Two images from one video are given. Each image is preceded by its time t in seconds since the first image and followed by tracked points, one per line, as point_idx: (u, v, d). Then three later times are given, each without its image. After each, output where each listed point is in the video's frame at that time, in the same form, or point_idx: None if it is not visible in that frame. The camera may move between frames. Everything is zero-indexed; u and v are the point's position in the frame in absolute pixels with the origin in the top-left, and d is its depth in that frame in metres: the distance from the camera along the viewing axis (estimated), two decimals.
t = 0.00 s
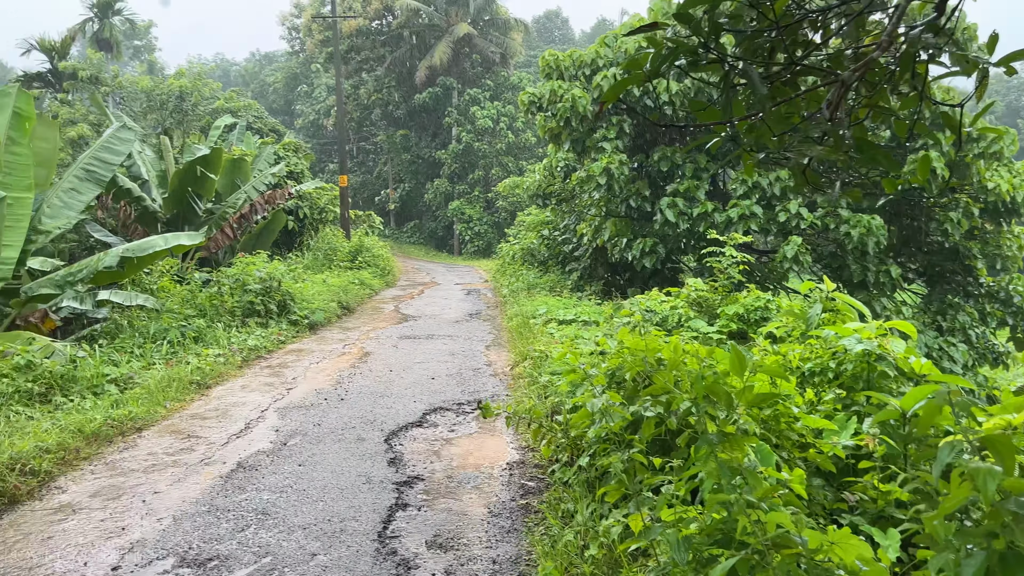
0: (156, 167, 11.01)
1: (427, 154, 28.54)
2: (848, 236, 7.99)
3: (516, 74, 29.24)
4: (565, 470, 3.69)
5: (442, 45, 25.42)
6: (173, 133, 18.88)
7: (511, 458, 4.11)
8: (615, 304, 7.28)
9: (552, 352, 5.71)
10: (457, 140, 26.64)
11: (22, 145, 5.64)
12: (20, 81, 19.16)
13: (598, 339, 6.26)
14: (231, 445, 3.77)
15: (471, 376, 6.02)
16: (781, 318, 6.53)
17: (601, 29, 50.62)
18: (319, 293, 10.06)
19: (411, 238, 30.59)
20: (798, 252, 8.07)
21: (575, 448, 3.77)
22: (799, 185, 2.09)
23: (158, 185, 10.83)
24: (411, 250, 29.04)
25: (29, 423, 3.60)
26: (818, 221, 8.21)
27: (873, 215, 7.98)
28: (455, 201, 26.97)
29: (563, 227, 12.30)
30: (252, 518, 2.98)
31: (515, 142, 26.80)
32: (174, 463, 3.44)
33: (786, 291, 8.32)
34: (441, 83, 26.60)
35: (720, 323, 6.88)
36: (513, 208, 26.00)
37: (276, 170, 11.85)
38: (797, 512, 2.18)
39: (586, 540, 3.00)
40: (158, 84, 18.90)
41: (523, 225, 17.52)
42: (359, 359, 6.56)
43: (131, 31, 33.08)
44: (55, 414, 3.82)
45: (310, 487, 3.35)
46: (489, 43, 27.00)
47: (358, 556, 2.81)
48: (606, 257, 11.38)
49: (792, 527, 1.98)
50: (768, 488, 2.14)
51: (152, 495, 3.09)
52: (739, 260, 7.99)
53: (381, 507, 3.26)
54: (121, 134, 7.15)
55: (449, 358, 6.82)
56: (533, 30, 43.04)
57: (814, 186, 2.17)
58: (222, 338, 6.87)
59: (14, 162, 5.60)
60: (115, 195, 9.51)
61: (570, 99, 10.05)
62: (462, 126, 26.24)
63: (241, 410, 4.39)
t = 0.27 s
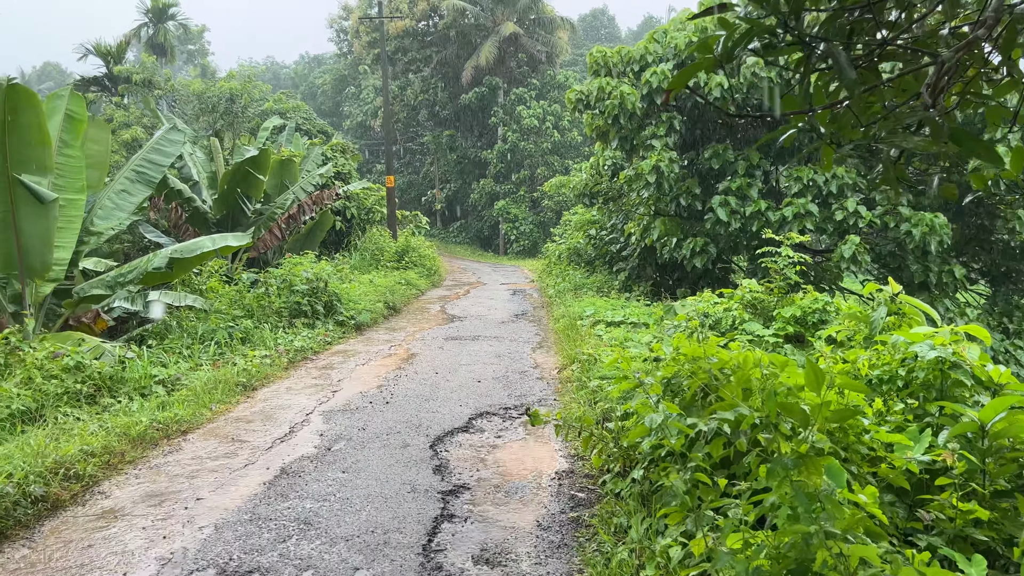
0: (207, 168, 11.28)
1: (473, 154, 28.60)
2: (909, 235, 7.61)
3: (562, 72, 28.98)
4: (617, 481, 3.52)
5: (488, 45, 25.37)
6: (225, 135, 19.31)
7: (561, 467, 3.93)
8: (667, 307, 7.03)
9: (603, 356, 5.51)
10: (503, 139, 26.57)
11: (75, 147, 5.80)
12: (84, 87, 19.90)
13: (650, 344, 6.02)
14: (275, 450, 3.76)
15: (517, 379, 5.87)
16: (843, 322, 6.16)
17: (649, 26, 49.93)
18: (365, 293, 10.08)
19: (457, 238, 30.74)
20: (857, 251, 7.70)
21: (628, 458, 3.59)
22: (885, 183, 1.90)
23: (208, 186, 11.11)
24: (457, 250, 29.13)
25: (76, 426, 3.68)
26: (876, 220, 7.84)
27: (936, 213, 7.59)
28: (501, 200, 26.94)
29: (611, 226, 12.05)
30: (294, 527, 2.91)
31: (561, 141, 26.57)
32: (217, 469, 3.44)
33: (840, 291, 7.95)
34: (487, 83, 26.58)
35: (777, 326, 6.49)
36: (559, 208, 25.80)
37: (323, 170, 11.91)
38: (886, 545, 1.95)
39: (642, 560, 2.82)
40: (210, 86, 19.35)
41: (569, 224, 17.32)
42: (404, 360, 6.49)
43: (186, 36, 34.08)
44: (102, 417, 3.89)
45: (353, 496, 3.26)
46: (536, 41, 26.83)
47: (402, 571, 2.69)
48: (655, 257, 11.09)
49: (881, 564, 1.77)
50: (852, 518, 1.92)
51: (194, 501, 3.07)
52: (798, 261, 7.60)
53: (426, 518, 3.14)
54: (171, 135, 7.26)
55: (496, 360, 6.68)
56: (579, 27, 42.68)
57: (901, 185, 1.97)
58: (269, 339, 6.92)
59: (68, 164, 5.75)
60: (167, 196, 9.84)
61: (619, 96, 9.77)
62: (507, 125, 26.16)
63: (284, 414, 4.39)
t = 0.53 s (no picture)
0: (236, 167, 11.35)
1: (501, 152, 28.48)
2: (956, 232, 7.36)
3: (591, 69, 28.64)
4: (659, 490, 3.32)
5: (517, 42, 25.17)
6: (256, 135, 19.44)
7: (597, 474, 3.75)
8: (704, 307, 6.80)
9: (639, 358, 5.30)
10: (531, 137, 26.37)
11: (104, 146, 5.85)
12: (119, 89, 20.23)
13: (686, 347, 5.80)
14: (302, 454, 3.65)
15: (549, 381, 5.68)
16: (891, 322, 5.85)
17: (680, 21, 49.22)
18: (394, 293, 10.00)
19: (486, 237, 30.68)
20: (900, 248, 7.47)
21: (669, 466, 3.39)
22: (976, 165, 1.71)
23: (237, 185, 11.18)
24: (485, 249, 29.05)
25: (101, 428, 3.61)
26: (920, 216, 7.58)
27: (985, 210, 7.32)
28: (529, 199, 26.78)
29: (643, 224, 11.78)
30: (321, 537, 2.77)
31: (590, 139, 26.27)
32: (243, 473, 3.34)
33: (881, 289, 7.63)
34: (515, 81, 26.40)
35: (818, 326, 6.17)
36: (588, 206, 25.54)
37: (352, 169, 11.85)
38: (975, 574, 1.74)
39: None
40: (241, 86, 19.51)
41: (599, 222, 17.06)
42: (432, 361, 6.36)
43: (218, 38, 34.53)
44: (128, 419, 3.82)
45: (383, 503, 3.13)
46: (565, 38, 26.59)
47: None
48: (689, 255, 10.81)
49: None
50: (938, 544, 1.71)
51: (217, 508, 2.97)
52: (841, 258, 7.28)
53: (458, 528, 2.99)
54: (200, 134, 7.26)
55: (526, 360, 6.50)
56: (609, 23, 42.18)
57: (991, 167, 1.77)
58: (296, 339, 6.85)
59: (98, 163, 5.79)
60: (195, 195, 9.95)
61: (652, 90, 9.55)
62: (536, 123, 25.96)
63: (312, 416, 4.30)
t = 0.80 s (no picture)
0: (255, 166, 11.35)
1: (520, 151, 28.33)
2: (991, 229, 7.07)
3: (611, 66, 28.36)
4: (695, 503, 3.13)
5: (535, 40, 24.98)
6: (275, 135, 19.47)
7: (628, 484, 3.57)
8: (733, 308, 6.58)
9: (668, 361, 5.11)
10: (551, 135, 26.18)
11: (121, 145, 5.78)
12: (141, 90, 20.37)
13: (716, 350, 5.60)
14: (320, 461, 3.52)
15: (574, 384, 5.51)
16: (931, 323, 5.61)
17: (700, 18, 48.74)
18: (414, 293, 9.89)
19: (505, 236, 30.54)
20: (934, 246, 7.24)
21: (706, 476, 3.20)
22: None
23: (256, 185, 11.19)
24: (504, 248, 28.93)
25: (115, 434, 3.52)
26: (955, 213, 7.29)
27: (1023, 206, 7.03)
28: (548, 197, 26.60)
29: (666, 222, 11.56)
30: (341, 553, 2.63)
31: (610, 137, 26.00)
32: (259, 482, 3.21)
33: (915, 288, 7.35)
34: (534, 79, 26.22)
35: (851, 327, 5.91)
36: (608, 204, 25.29)
37: (371, 167, 11.76)
38: None
39: None
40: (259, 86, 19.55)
41: (620, 221, 16.84)
42: (454, 363, 6.22)
43: (238, 39, 34.70)
44: (143, 424, 3.73)
45: (404, 516, 2.97)
46: (584, 36, 26.33)
47: None
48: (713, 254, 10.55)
49: None
50: None
51: (233, 520, 2.83)
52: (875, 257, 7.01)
53: (483, 543, 2.82)
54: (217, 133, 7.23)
55: (550, 363, 6.34)
56: (628, 21, 41.82)
57: None
58: (315, 341, 6.75)
59: (115, 163, 5.72)
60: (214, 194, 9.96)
61: (676, 85, 9.32)
62: (555, 121, 25.75)
63: (330, 421, 4.17)
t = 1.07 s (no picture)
0: (270, 165, 11.34)
1: (537, 148, 28.18)
2: None
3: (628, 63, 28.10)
4: (726, 516, 2.97)
5: (552, 37, 24.81)
6: (291, 133, 19.48)
7: (654, 495, 3.42)
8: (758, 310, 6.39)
9: (693, 365, 4.94)
10: (567, 133, 25.99)
11: (135, 144, 5.75)
12: (159, 89, 20.48)
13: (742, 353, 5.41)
14: (335, 469, 3.40)
15: (594, 388, 5.35)
16: (966, 326, 5.39)
17: (718, 15, 48.35)
18: (430, 292, 9.79)
19: (521, 235, 30.43)
20: (965, 244, 6.99)
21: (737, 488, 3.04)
22: None
23: (271, 183, 11.17)
24: (521, 247, 28.81)
25: (125, 439, 3.44)
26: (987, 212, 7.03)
27: None
28: (565, 195, 26.42)
29: (686, 220, 11.35)
30: (356, 569, 2.50)
31: (628, 135, 25.75)
32: (271, 491, 3.10)
33: (945, 287, 7.07)
34: (551, 76, 26.03)
35: (881, 329, 5.67)
36: (626, 202, 25.06)
37: (387, 166, 11.68)
38: None
39: None
40: (275, 84, 19.60)
41: (639, 219, 16.63)
42: (471, 365, 6.09)
43: (255, 38, 34.93)
44: (154, 429, 3.65)
45: (422, 529, 2.84)
46: (601, 32, 26.11)
47: None
48: (735, 253, 10.31)
49: None
50: None
51: (244, 533, 2.72)
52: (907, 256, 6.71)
53: (506, 558, 2.68)
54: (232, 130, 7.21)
55: (570, 364, 6.19)
56: (645, 18, 41.55)
57: None
58: (330, 342, 6.65)
59: (129, 162, 5.68)
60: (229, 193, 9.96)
61: (698, 81, 9.03)
62: (572, 119, 25.53)
63: (346, 427, 4.06)
